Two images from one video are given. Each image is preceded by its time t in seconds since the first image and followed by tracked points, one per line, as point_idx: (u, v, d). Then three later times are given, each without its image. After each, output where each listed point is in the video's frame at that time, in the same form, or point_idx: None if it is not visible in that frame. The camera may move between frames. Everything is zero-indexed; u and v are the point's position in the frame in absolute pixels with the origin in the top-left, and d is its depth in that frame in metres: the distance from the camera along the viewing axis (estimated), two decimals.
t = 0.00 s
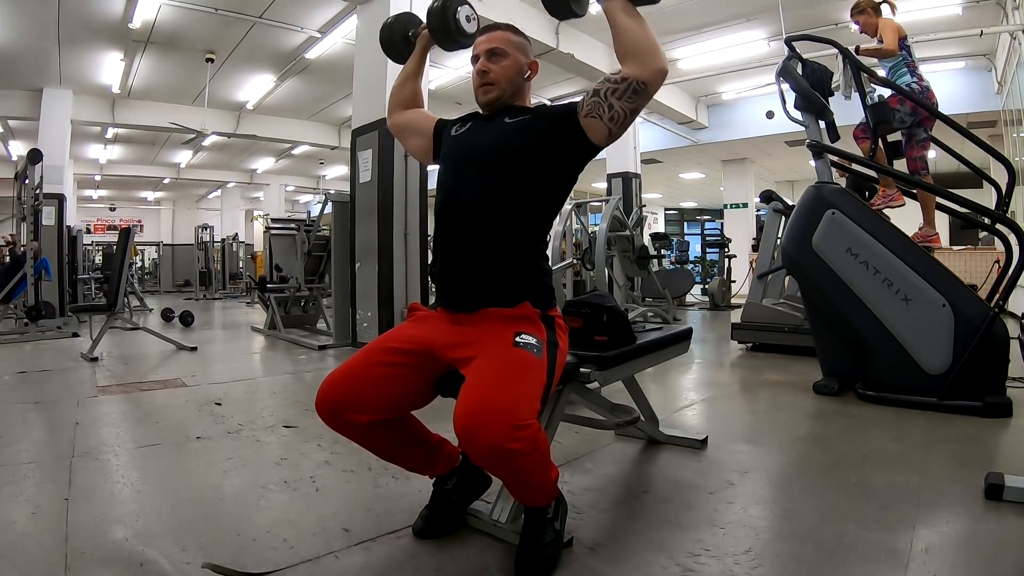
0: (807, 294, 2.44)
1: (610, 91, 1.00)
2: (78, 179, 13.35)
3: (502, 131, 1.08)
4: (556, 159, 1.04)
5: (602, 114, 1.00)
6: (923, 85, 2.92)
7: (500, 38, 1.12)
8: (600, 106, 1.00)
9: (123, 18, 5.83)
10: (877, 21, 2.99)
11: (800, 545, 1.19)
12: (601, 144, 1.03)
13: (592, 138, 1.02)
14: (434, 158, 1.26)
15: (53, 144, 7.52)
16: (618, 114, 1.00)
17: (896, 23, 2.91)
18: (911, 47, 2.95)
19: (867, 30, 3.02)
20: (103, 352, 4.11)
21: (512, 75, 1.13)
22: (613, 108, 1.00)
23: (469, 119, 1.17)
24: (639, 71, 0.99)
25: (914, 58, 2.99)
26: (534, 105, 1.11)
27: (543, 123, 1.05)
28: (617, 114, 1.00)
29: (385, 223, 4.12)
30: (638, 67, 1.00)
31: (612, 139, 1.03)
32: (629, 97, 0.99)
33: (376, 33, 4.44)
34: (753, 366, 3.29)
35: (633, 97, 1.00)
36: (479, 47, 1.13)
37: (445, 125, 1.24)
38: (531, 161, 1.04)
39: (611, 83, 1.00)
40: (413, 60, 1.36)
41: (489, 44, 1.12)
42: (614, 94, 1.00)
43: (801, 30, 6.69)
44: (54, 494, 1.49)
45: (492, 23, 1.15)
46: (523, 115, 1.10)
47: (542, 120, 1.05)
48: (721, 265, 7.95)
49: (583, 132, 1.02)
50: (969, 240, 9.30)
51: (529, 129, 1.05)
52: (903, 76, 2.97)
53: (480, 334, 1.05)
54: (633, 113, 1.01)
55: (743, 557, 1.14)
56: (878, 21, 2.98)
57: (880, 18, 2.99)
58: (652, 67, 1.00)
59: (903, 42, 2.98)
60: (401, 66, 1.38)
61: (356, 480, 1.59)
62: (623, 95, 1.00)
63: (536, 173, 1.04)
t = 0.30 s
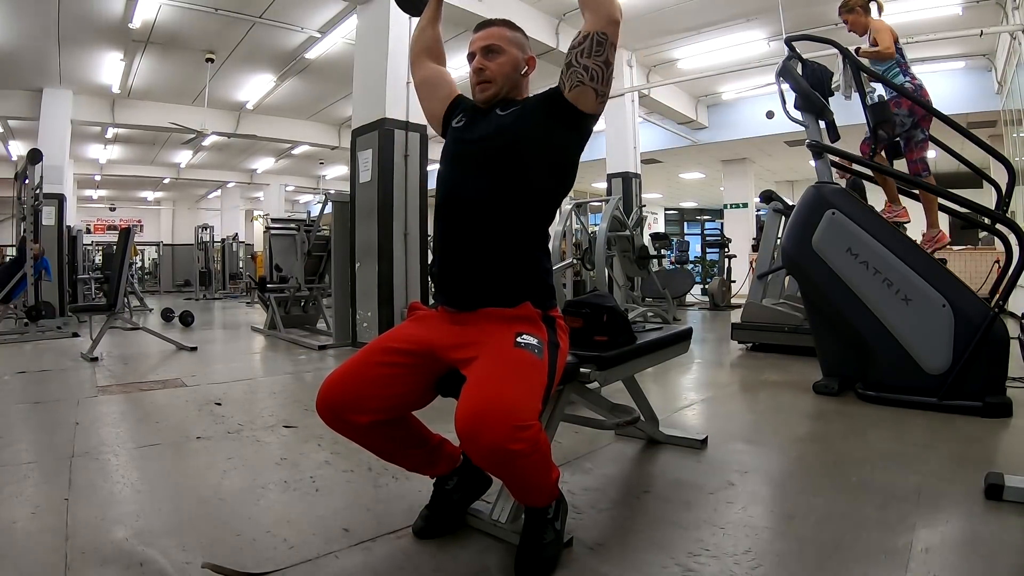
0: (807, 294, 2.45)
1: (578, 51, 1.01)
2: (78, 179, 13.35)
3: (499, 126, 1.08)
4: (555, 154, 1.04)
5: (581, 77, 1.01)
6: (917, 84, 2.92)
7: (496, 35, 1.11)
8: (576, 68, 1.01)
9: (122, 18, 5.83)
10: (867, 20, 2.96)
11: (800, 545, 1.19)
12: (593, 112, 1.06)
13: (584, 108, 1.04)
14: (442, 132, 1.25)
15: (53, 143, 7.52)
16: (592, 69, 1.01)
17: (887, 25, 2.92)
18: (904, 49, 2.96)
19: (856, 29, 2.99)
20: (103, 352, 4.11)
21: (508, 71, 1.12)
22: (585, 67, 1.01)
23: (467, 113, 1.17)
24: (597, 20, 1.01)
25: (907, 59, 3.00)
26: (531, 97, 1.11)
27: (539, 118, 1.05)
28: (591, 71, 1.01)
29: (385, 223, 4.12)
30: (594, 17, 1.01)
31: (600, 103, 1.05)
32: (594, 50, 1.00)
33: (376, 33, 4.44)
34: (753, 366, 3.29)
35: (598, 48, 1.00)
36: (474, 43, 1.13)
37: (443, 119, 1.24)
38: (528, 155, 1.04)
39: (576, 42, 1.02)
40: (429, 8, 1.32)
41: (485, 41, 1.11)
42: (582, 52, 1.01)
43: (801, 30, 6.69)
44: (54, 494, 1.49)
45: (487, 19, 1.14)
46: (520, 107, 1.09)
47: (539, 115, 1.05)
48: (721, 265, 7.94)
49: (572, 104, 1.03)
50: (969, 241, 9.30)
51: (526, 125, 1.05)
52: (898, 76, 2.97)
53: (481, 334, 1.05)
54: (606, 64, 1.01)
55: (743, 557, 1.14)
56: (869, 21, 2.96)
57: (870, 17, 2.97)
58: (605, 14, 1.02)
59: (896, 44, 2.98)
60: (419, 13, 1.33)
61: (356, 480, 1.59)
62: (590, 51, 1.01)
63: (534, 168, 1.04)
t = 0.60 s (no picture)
0: (807, 294, 2.45)
1: (601, 75, 1.00)
2: (78, 179, 13.35)
3: (497, 127, 1.08)
4: (553, 155, 1.05)
5: (598, 98, 1.00)
6: (918, 76, 2.93)
7: (491, 34, 1.12)
8: (594, 89, 1.01)
9: (122, 18, 5.83)
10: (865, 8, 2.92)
11: (800, 545, 1.19)
12: (598, 130, 1.04)
13: (589, 125, 1.03)
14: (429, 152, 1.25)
15: (53, 143, 7.52)
16: (612, 96, 1.01)
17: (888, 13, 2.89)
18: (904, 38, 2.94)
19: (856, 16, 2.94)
20: (103, 352, 4.11)
21: (503, 72, 1.12)
22: (606, 91, 1.00)
23: (463, 113, 1.17)
24: (627, 51, 1.01)
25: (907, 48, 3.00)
26: (528, 98, 1.10)
27: (538, 120, 1.05)
28: (611, 97, 1.01)
29: (385, 223, 4.12)
30: (628, 48, 1.02)
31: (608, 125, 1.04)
32: (620, 78, 1.00)
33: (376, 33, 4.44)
34: (753, 366, 3.29)
35: (625, 77, 1.01)
36: (469, 44, 1.13)
37: (439, 120, 1.23)
38: (527, 156, 1.04)
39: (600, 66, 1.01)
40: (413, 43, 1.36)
41: (480, 41, 1.11)
42: (606, 76, 1.00)
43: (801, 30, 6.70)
44: (54, 494, 1.49)
45: (484, 19, 1.14)
46: (519, 109, 1.09)
47: (537, 117, 1.05)
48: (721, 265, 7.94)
49: (581, 121, 1.03)
50: (969, 241, 9.29)
51: (525, 126, 1.05)
52: (898, 68, 2.98)
53: (479, 335, 1.05)
54: (628, 94, 1.02)
55: (743, 557, 1.14)
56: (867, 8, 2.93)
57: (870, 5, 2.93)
58: (642, 46, 1.03)
59: (897, 32, 2.97)
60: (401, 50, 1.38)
61: (356, 480, 1.59)
62: (616, 77, 1.00)
63: (533, 169, 1.04)
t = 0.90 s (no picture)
0: (807, 294, 2.45)
1: (616, 112, 0.98)
2: (78, 179, 13.35)
3: (497, 130, 1.08)
4: (554, 159, 1.04)
5: (606, 130, 0.99)
6: (925, 85, 2.93)
7: (488, 35, 1.12)
8: (604, 120, 0.99)
9: (122, 18, 5.84)
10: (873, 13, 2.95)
11: (800, 545, 1.19)
12: (602, 154, 1.02)
13: (593, 148, 1.02)
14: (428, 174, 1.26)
15: (53, 144, 7.53)
16: (622, 134, 0.99)
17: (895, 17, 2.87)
18: (909, 43, 2.95)
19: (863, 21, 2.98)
20: (103, 352, 4.11)
21: (500, 72, 1.12)
22: (618, 127, 0.99)
23: (462, 116, 1.16)
24: (651, 99, 0.98)
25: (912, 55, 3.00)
26: (530, 102, 1.10)
27: (537, 124, 1.04)
28: (621, 135, 0.99)
29: (385, 223, 4.12)
30: (650, 96, 0.98)
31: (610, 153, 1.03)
32: (637, 122, 0.98)
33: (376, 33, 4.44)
34: (753, 366, 3.29)
35: (642, 123, 0.99)
36: (465, 45, 1.13)
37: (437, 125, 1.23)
38: (527, 159, 1.04)
39: (619, 104, 0.98)
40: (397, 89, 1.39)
41: (476, 42, 1.12)
42: (621, 114, 0.98)
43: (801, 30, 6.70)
44: (54, 494, 1.49)
45: (480, 19, 1.14)
46: (520, 112, 1.09)
47: (538, 121, 1.04)
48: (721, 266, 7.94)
49: (584, 142, 1.02)
50: (969, 241, 9.29)
51: (526, 130, 1.05)
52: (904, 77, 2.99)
53: (479, 336, 1.05)
54: (637, 137, 1.00)
55: (743, 557, 1.14)
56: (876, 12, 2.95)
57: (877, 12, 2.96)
58: (667, 98, 0.99)
59: (902, 38, 2.96)
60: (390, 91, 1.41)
61: (356, 480, 1.59)
62: (632, 119, 0.98)
63: (533, 173, 1.04)
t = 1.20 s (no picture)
0: (807, 293, 2.45)
1: (619, 135, 0.98)
2: (78, 179, 13.35)
3: (498, 132, 1.08)
4: (553, 162, 1.04)
5: (606, 150, 0.99)
6: (926, 93, 2.93)
7: (488, 35, 1.12)
8: (605, 139, 0.99)
9: (122, 18, 5.84)
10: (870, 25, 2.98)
11: (800, 545, 1.19)
12: (600, 171, 1.02)
13: (591, 163, 1.02)
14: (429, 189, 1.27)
15: (53, 144, 7.53)
16: (622, 158, 0.99)
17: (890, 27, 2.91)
18: (905, 51, 2.96)
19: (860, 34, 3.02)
20: (103, 352, 4.11)
21: (500, 73, 1.12)
22: (618, 151, 0.98)
23: (464, 119, 1.16)
24: (655, 131, 0.96)
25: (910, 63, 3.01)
26: (533, 107, 1.10)
27: (537, 127, 1.05)
28: (620, 158, 0.99)
29: (385, 223, 4.12)
30: (653, 128, 0.96)
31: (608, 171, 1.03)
32: (638, 151, 0.98)
33: (376, 33, 4.44)
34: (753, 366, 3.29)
35: (642, 153, 0.98)
36: (465, 44, 1.14)
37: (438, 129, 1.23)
38: (526, 162, 1.04)
39: (623, 129, 0.98)
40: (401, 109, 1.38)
41: (476, 42, 1.12)
42: (623, 139, 0.98)
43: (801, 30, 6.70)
44: (54, 494, 1.49)
45: (479, 19, 1.14)
46: (522, 117, 1.09)
47: (537, 125, 1.05)
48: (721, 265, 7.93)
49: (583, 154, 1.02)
50: (969, 241, 9.30)
51: (525, 134, 1.05)
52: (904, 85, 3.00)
53: (479, 336, 1.05)
54: (637, 164, 1.00)
55: (743, 557, 1.14)
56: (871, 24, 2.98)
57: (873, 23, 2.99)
58: (672, 133, 0.97)
59: (899, 47, 2.98)
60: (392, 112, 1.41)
61: (356, 480, 1.59)
62: (633, 146, 0.98)
63: (532, 175, 1.04)
